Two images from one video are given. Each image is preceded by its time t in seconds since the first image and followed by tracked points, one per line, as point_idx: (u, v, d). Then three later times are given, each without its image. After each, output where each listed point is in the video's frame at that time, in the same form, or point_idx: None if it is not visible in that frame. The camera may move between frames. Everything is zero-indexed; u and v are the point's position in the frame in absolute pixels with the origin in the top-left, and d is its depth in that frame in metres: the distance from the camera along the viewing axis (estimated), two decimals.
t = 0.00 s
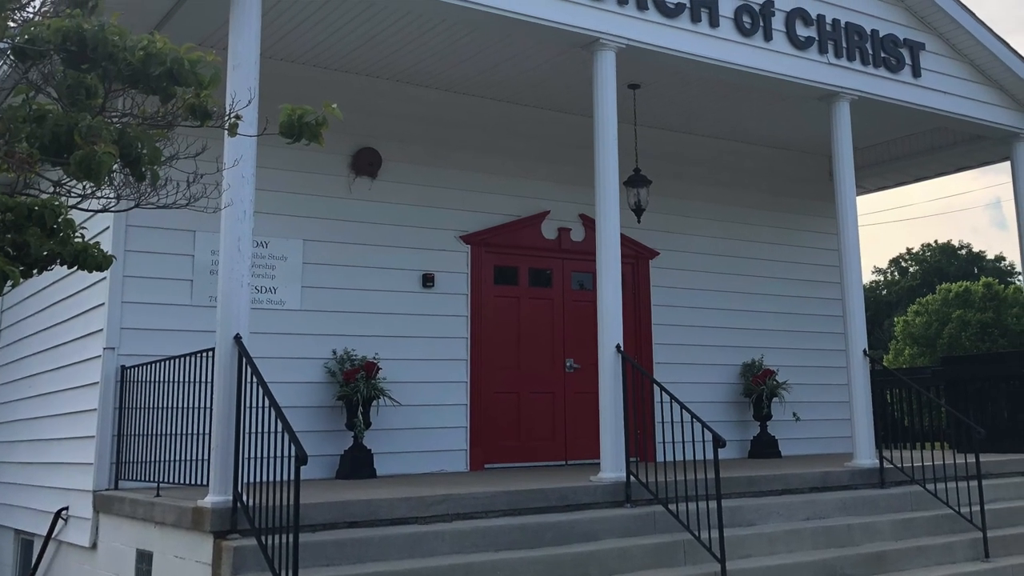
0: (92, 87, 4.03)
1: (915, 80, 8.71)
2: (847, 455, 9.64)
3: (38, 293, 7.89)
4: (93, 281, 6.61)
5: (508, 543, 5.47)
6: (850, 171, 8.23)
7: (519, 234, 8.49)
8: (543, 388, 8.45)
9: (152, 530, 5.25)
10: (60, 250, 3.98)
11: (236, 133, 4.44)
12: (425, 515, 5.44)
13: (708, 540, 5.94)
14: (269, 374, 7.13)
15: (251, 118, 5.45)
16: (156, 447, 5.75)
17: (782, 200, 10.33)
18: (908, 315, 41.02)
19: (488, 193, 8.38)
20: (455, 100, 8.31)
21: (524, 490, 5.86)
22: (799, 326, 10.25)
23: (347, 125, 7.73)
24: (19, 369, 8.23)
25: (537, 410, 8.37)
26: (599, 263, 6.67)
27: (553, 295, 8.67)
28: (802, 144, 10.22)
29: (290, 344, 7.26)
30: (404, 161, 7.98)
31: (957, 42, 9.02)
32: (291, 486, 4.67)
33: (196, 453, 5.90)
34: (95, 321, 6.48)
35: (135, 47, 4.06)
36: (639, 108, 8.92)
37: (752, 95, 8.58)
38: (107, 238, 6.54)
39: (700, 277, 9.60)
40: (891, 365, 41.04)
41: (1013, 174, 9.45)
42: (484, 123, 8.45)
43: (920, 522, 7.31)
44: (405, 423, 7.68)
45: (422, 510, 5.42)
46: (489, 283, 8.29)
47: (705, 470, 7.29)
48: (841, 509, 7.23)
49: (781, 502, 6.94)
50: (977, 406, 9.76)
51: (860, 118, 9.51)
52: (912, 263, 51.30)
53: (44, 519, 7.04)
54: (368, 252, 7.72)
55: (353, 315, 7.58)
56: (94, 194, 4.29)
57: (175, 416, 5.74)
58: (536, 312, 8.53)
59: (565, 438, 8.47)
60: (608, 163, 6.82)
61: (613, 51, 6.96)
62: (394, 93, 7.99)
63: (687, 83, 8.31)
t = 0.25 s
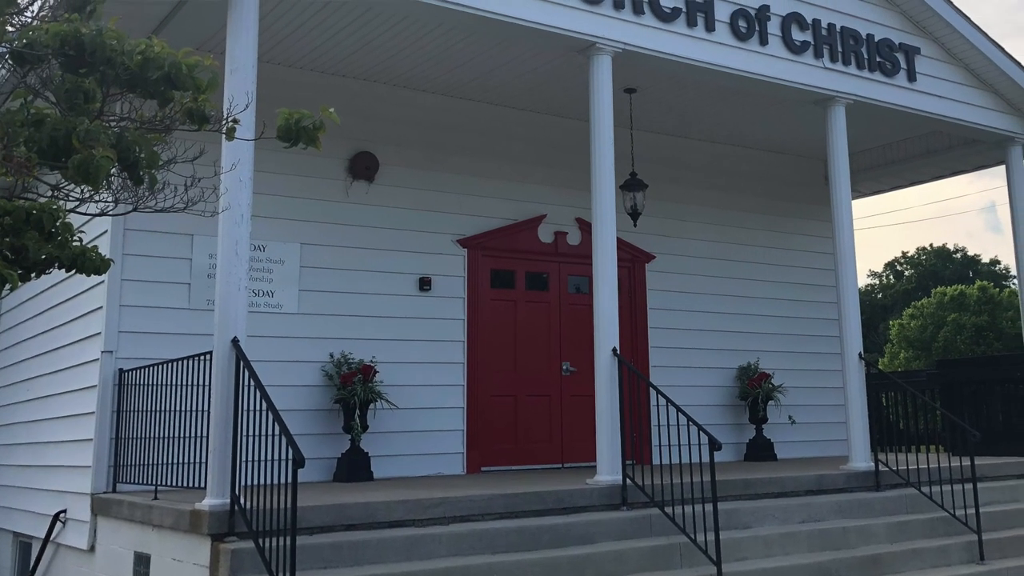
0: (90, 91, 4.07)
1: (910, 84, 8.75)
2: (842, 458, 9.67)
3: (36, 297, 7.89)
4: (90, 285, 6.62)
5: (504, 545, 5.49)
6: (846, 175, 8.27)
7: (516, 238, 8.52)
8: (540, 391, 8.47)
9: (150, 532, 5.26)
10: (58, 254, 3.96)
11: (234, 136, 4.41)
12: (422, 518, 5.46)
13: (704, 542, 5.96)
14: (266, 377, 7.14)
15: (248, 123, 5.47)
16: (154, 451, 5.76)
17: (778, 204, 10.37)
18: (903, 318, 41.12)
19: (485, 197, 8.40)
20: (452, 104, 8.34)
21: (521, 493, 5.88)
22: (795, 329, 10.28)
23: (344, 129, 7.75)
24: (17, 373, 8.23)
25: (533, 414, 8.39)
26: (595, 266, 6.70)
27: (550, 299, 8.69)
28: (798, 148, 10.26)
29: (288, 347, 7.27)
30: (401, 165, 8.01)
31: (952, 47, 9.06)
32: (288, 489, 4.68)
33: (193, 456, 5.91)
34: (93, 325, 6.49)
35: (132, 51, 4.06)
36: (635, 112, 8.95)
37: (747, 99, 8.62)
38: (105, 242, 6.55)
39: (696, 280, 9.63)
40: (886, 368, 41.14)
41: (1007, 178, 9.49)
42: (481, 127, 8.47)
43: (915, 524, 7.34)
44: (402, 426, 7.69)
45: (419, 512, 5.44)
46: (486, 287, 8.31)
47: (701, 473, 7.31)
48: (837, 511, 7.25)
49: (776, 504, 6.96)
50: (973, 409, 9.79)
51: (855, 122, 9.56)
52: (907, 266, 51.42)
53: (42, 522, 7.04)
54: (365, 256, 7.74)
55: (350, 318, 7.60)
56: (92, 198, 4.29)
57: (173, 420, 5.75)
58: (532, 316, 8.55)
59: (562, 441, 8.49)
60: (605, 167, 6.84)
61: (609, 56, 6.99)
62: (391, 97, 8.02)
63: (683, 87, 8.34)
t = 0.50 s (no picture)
0: (88, 95, 4.13)
1: (905, 88, 8.80)
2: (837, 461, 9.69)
3: (35, 300, 7.90)
4: (89, 288, 6.64)
5: (501, 548, 5.51)
6: (841, 179, 8.30)
7: (512, 242, 8.54)
8: (536, 395, 8.49)
9: (148, 535, 5.28)
10: (56, 257, 3.96)
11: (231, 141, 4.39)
12: (419, 521, 5.47)
13: (700, 545, 5.98)
14: (263, 380, 7.16)
15: (246, 127, 5.49)
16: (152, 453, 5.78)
17: (773, 207, 10.41)
18: (898, 321, 41.20)
19: (481, 201, 8.43)
20: (449, 108, 8.36)
21: (517, 496, 5.90)
22: (791, 332, 10.32)
23: (341, 133, 7.77)
24: (15, 376, 8.24)
25: (530, 417, 8.41)
26: (591, 270, 6.72)
27: (546, 302, 8.72)
28: (793, 152, 10.30)
29: (285, 351, 7.29)
30: (398, 169, 8.03)
31: (947, 51, 9.10)
32: (286, 492, 4.69)
33: (191, 459, 5.93)
34: (91, 328, 6.51)
35: (130, 55, 4.05)
36: (631, 116, 8.98)
37: (743, 103, 8.65)
38: (103, 245, 6.57)
39: (692, 284, 9.66)
40: (882, 371, 41.22)
41: (1002, 182, 9.54)
42: (478, 131, 8.50)
43: (911, 527, 7.37)
44: (399, 429, 7.71)
45: (415, 515, 5.46)
46: (482, 290, 8.33)
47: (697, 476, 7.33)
48: (832, 514, 7.28)
49: (772, 507, 6.99)
50: (968, 412, 9.81)
51: (850, 126, 9.60)
52: (902, 270, 51.53)
53: (40, 524, 7.05)
54: (362, 260, 7.76)
55: (347, 322, 7.62)
56: (91, 201, 4.31)
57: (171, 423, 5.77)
58: (529, 319, 8.57)
59: (558, 444, 8.51)
60: (601, 171, 6.87)
61: (605, 60, 7.02)
62: (388, 101, 8.04)
63: (679, 92, 8.38)
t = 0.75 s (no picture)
0: (86, 99, 4.12)
1: (900, 93, 8.84)
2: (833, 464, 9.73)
3: (33, 303, 7.92)
4: (87, 292, 6.65)
5: (498, 550, 5.52)
6: (837, 183, 8.34)
7: (509, 245, 8.57)
8: (533, 398, 8.51)
9: (146, 537, 5.29)
10: (55, 261, 3.97)
11: (228, 144, 4.47)
12: (416, 524, 5.49)
13: (696, 548, 6.00)
14: (261, 383, 7.17)
15: (243, 131, 5.50)
16: (151, 456, 5.80)
17: (769, 211, 10.45)
18: (893, 325, 41.29)
19: (478, 204, 8.46)
20: (446, 112, 8.39)
21: (514, 498, 5.92)
22: (787, 335, 10.35)
23: (339, 137, 7.80)
24: (13, 379, 8.25)
25: (527, 420, 8.44)
26: (587, 273, 6.74)
27: (543, 306, 8.74)
28: (789, 156, 10.35)
29: (282, 354, 7.31)
30: (395, 173, 8.06)
31: (942, 55, 9.15)
32: (283, 495, 4.71)
33: (189, 462, 5.94)
34: (89, 331, 6.52)
35: (128, 60, 4.09)
36: (628, 120, 9.02)
37: (739, 107, 8.69)
38: (101, 249, 6.59)
39: (688, 287, 9.70)
40: (877, 374, 41.29)
41: (997, 185, 9.58)
42: (475, 135, 8.53)
43: (906, 530, 7.39)
44: (396, 432, 7.73)
45: (413, 518, 5.47)
46: (479, 294, 8.36)
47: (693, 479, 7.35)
48: (827, 517, 7.30)
49: (768, 510, 7.01)
50: (963, 415, 9.87)
51: (846, 130, 9.65)
52: (898, 273, 51.64)
53: (38, 527, 7.06)
54: (359, 263, 7.78)
55: (344, 325, 7.64)
56: (89, 205, 4.31)
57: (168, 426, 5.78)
58: (525, 323, 8.60)
59: (555, 447, 8.53)
60: (597, 174, 6.90)
61: (601, 64, 7.05)
62: (385, 105, 8.07)
63: (675, 96, 8.42)
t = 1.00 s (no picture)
0: (84, 103, 4.09)
1: (895, 97, 8.89)
2: (829, 467, 9.76)
3: (31, 307, 7.93)
4: (85, 295, 6.66)
5: (494, 553, 5.54)
6: (832, 187, 8.37)
7: (505, 249, 8.59)
8: (529, 401, 8.54)
9: (144, 540, 5.30)
10: (53, 265, 3.98)
11: (226, 149, 4.47)
12: (413, 526, 5.51)
13: (692, 550, 6.02)
14: (258, 387, 7.19)
15: (241, 135, 5.52)
16: (149, 459, 5.81)
17: (765, 215, 10.48)
18: (889, 328, 41.37)
19: (475, 208, 8.48)
20: (443, 116, 8.42)
21: (510, 501, 5.94)
22: (782, 339, 10.38)
23: (336, 141, 7.82)
24: (11, 383, 8.26)
25: (523, 423, 8.46)
26: (584, 277, 6.77)
27: (539, 309, 8.77)
28: (784, 160, 10.39)
29: (280, 357, 7.32)
30: (392, 177, 8.08)
31: (937, 59, 9.19)
32: (280, 497, 4.73)
33: (187, 465, 5.96)
34: (87, 335, 6.53)
35: (126, 64, 4.10)
36: (624, 124, 9.06)
37: (735, 111, 8.73)
38: (99, 253, 6.60)
39: (684, 291, 9.73)
40: (873, 378, 41.37)
41: (991, 189, 9.63)
42: (472, 139, 8.55)
43: (901, 533, 7.42)
44: (393, 435, 7.75)
45: (409, 520, 5.49)
46: (476, 297, 8.38)
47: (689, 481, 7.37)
48: (823, 519, 7.33)
49: (764, 512, 7.04)
50: (958, 419, 9.92)
51: (841, 134, 9.69)
52: (894, 277, 51.75)
53: (36, 530, 7.06)
54: (356, 267, 7.80)
55: (342, 328, 7.65)
56: (87, 209, 4.32)
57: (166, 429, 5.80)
58: (522, 326, 8.62)
59: (551, 450, 8.56)
60: (593, 178, 6.92)
61: (598, 68, 7.08)
62: (382, 109, 8.10)
63: (671, 100, 8.46)
